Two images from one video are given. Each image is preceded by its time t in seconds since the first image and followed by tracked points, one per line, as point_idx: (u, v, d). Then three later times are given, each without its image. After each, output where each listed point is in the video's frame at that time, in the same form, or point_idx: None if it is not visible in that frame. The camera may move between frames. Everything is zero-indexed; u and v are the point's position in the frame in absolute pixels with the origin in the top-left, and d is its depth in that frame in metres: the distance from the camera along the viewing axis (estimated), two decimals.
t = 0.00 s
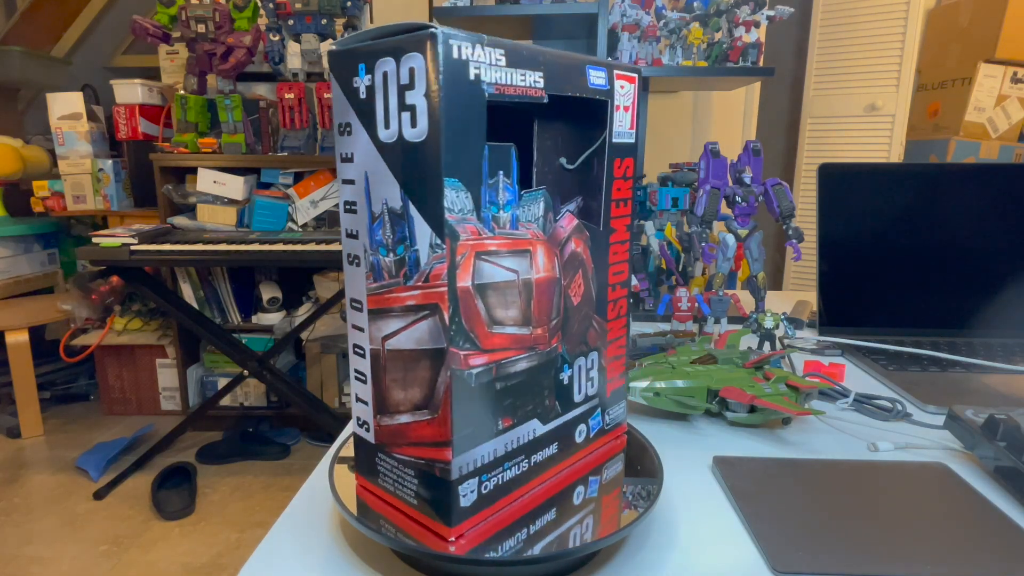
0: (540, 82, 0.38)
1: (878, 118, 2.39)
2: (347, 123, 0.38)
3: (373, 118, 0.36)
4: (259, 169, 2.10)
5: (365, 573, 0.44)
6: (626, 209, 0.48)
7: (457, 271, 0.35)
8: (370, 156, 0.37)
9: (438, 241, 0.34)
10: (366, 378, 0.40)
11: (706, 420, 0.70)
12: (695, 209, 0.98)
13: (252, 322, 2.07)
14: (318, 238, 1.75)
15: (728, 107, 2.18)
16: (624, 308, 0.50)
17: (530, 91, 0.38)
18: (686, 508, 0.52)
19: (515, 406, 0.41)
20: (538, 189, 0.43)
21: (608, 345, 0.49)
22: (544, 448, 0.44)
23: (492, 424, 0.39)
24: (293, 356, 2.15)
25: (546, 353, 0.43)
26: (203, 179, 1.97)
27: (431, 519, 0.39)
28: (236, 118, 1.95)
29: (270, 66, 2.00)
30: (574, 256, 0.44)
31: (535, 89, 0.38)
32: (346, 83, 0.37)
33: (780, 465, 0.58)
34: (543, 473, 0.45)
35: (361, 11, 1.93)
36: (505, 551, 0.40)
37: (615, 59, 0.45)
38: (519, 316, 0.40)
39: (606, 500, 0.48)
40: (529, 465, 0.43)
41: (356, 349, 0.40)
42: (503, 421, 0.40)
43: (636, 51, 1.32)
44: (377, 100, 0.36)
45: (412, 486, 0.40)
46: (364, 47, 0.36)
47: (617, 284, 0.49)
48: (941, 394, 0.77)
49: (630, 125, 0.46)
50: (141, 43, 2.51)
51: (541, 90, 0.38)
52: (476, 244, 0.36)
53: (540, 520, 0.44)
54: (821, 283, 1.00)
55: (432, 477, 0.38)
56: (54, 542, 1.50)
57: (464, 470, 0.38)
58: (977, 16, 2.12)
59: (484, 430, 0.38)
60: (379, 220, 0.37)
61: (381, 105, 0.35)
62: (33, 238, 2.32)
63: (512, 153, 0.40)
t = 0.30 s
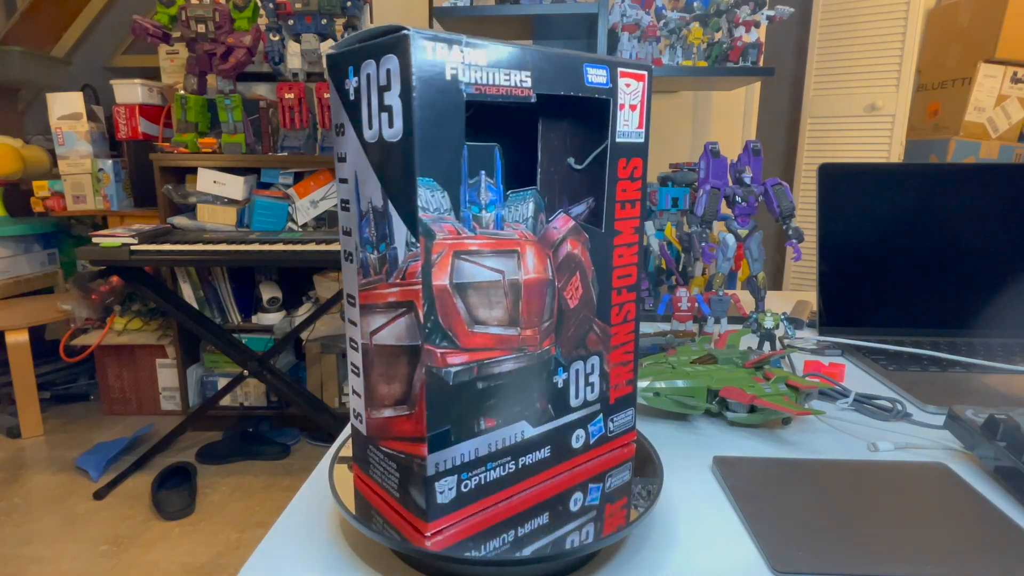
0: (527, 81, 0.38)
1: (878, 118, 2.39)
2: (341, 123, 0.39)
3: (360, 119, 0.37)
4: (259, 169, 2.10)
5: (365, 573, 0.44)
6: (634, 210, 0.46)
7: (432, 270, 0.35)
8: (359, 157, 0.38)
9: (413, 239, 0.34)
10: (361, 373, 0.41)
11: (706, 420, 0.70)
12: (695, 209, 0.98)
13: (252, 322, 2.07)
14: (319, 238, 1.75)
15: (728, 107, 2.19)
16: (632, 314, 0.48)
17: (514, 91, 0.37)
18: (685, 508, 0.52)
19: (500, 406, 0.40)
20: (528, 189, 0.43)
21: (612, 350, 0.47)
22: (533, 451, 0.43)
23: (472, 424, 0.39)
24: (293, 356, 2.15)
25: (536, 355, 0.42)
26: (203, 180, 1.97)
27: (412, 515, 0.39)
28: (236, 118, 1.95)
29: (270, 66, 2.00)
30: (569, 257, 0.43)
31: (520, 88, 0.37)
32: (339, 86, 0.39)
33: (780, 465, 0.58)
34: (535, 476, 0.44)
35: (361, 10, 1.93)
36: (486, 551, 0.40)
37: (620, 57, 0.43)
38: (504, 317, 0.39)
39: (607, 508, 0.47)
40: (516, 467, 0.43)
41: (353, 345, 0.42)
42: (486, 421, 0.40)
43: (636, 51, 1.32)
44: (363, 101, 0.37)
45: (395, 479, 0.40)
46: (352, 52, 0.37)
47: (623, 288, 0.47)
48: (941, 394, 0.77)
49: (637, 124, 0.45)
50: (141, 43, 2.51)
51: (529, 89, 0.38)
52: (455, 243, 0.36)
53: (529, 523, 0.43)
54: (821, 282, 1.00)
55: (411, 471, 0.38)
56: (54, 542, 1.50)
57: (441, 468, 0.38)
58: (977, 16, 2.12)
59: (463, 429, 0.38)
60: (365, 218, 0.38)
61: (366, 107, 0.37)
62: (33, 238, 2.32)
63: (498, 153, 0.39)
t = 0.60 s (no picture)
0: (513, 80, 0.37)
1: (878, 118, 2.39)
2: (337, 123, 0.40)
3: (350, 120, 0.38)
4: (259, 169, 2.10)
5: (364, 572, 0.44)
6: (640, 212, 0.44)
7: (410, 268, 0.35)
8: (350, 157, 0.38)
9: (391, 236, 0.35)
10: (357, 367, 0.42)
11: (706, 420, 0.70)
12: (694, 209, 0.98)
13: (252, 322, 2.07)
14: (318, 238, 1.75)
15: (728, 107, 2.19)
16: (637, 320, 0.46)
17: (499, 90, 0.37)
18: (685, 508, 0.52)
19: (485, 405, 0.40)
20: (517, 189, 0.42)
21: (614, 355, 0.45)
22: (522, 453, 0.43)
23: (453, 421, 0.39)
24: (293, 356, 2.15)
25: (526, 357, 0.41)
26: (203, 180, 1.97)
27: (394, 509, 0.40)
28: (236, 118, 1.95)
29: (270, 66, 2.00)
30: (563, 259, 0.41)
31: (506, 88, 0.37)
32: (336, 88, 0.40)
33: (781, 465, 0.58)
34: (528, 477, 0.44)
35: (361, 10, 1.92)
36: (470, 550, 0.40)
37: (623, 55, 0.42)
38: (489, 317, 0.38)
39: (608, 517, 0.45)
40: (503, 468, 0.42)
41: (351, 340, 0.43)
42: (469, 419, 0.39)
43: (636, 51, 1.32)
44: (353, 103, 0.38)
45: (381, 473, 0.41)
46: (343, 55, 0.38)
47: (627, 292, 0.45)
48: (942, 394, 0.77)
49: (643, 123, 0.42)
50: (141, 43, 2.51)
51: (515, 88, 0.37)
52: (436, 241, 0.36)
53: (520, 524, 0.43)
54: (821, 282, 1.00)
55: (393, 465, 0.39)
56: (54, 542, 1.50)
57: (420, 463, 0.38)
58: (977, 16, 2.12)
59: (444, 426, 0.38)
60: (355, 217, 0.38)
61: (355, 108, 0.37)
62: (33, 238, 2.32)
63: (483, 153, 0.40)
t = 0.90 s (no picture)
0: (500, 81, 0.37)
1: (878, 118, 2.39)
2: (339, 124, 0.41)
3: (345, 121, 0.39)
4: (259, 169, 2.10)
5: (364, 572, 0.45)
6: (643, 214, 0.43)
7: (391, 265, 0.36)
8: (345, 157, 0.39)
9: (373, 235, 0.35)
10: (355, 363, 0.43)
11: (707, 420, 0.70)
12: (694, 209, 0.98)
13: (252, 323, 2.07)
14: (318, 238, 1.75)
15: (728, 107, 2.19)
16: (641, 325, 0.44)
17: (484, 91, 0.36)
18: (685, 508, 0.52)
19: (471, 405, 0.40)
20: (506, 190, 0.42)
21: (613, 361, 0.44)
22: (510, 454, 0.42)
23: (436, 418, 0.39)
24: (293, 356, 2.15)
25: (514, 357, 0.40)
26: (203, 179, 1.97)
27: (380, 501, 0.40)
28: (236, 118, 1.95)
29: (270, 66, 2.00)
30: (556, 260, 0.40)
31: (491, 88, 0.37)
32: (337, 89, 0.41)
33: (781, 465, 0.58)
34: (517, 479, 0.42)
35: (361, 10, 1.92)
36: (455, 547, 0.40)
37: (625, 52, 0.40)
38: (475, 316, 0.38)
39: (606, 525, 0.44)
40: (489, 468, 0.41)
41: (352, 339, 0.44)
42: (453, 417, 0.39)
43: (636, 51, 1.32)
44: (345, 104, 0.38)
45: (371, 464, 0.42)
46: (339, 58, 0.38)
47: (627, 295, 0.43)
48: (941, 394, 0.77)
49: (646, 123, 0.41)
50: (140, 43, 2.51)
51: (500, 89, 0.37)
52: (418, 240, 0.36)
53: (509, 526, 0.42)
54: (821, 282, 1.00)
55: (378, 456, 0.39)
56: (54, 542, 1.50)
57: (402, 457, 0.38)
58: (977, 16, 2.12)
59: (427, 422, 0.38)
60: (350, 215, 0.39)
61: (346, 109, 0.38)
62: (33, 238, 2.32)
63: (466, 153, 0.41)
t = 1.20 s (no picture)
0: (486, 81, 0.37)
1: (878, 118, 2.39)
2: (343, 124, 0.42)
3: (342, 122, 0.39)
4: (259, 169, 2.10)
5: (366, 572, 0.44)
6: (644, 217, 0.42)
7: (375, 262, 0.37)
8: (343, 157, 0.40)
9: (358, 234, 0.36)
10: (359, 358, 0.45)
11: (707, 420, 0.70)
12: (694, 209, 0.98)
13: (252, 323, 2.07)
14: (318, 238, 1.75)
15: (728, 107, 2.19)
16: (641, 330, 0.43)
17: (469, 91, 0.37)
18: (685, 509, 0.52)
19: (457, 402, 0.40)
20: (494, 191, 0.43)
21: (610, 366, 0.43)
22: (499, 454, 0.42)
23: (422, 414, 0.40)
24: (293, 356, 2.15)
25: (503, 358, 0.40)
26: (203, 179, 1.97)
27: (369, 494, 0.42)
28: (236, 118, 1.95)
29: (270, 66, 2.00)
30: (548, 262, 0.40)
31: (478, 88, 0.37)
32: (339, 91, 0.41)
33: (780, 465, 0.58)
34: (506, 480, 0.43)
35: (361, 10, 1.92)
36: (441, 544, 0.40)
37: (623, 49, 0.39)
38: (461, 315, 0.39)
39: (602, 532, 0.43)
40: (477, 467, 0.42)
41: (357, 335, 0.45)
42: (439, 414, 0.40)
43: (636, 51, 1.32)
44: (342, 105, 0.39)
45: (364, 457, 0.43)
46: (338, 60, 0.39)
47: (626, 300, 0.43)
48: (941, 394, 0.77)
49: (647, 121, 0.40)
50: (140, 43, 2.51)
51: (487, 89, 0.37)
52: (403, 239, 0.37)
53: (498, 526, 0.42)
54: (821, 282, 1.00)
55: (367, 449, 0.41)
56: (54, 542, 1.50)
57: (386, 450, 0.39)
58: (977, 16, 2.12)
59: (412, 418, 0.39)
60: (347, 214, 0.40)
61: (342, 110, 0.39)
62: (33, 238, 2.32)
63: (452, 152, 0.40)
